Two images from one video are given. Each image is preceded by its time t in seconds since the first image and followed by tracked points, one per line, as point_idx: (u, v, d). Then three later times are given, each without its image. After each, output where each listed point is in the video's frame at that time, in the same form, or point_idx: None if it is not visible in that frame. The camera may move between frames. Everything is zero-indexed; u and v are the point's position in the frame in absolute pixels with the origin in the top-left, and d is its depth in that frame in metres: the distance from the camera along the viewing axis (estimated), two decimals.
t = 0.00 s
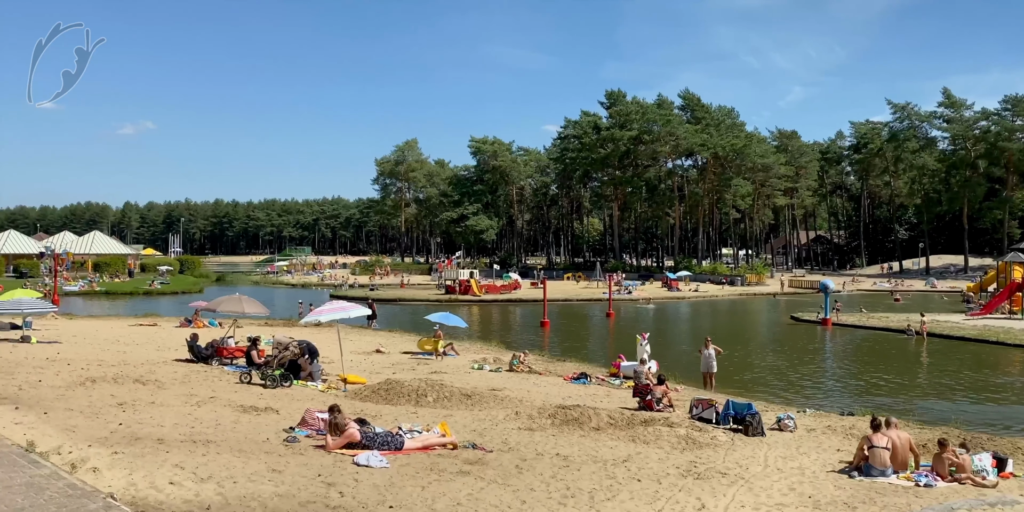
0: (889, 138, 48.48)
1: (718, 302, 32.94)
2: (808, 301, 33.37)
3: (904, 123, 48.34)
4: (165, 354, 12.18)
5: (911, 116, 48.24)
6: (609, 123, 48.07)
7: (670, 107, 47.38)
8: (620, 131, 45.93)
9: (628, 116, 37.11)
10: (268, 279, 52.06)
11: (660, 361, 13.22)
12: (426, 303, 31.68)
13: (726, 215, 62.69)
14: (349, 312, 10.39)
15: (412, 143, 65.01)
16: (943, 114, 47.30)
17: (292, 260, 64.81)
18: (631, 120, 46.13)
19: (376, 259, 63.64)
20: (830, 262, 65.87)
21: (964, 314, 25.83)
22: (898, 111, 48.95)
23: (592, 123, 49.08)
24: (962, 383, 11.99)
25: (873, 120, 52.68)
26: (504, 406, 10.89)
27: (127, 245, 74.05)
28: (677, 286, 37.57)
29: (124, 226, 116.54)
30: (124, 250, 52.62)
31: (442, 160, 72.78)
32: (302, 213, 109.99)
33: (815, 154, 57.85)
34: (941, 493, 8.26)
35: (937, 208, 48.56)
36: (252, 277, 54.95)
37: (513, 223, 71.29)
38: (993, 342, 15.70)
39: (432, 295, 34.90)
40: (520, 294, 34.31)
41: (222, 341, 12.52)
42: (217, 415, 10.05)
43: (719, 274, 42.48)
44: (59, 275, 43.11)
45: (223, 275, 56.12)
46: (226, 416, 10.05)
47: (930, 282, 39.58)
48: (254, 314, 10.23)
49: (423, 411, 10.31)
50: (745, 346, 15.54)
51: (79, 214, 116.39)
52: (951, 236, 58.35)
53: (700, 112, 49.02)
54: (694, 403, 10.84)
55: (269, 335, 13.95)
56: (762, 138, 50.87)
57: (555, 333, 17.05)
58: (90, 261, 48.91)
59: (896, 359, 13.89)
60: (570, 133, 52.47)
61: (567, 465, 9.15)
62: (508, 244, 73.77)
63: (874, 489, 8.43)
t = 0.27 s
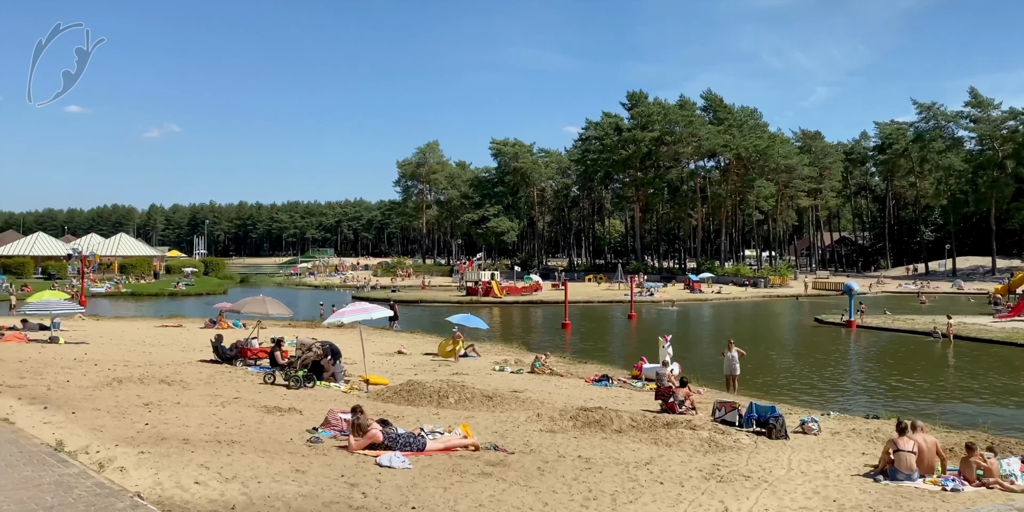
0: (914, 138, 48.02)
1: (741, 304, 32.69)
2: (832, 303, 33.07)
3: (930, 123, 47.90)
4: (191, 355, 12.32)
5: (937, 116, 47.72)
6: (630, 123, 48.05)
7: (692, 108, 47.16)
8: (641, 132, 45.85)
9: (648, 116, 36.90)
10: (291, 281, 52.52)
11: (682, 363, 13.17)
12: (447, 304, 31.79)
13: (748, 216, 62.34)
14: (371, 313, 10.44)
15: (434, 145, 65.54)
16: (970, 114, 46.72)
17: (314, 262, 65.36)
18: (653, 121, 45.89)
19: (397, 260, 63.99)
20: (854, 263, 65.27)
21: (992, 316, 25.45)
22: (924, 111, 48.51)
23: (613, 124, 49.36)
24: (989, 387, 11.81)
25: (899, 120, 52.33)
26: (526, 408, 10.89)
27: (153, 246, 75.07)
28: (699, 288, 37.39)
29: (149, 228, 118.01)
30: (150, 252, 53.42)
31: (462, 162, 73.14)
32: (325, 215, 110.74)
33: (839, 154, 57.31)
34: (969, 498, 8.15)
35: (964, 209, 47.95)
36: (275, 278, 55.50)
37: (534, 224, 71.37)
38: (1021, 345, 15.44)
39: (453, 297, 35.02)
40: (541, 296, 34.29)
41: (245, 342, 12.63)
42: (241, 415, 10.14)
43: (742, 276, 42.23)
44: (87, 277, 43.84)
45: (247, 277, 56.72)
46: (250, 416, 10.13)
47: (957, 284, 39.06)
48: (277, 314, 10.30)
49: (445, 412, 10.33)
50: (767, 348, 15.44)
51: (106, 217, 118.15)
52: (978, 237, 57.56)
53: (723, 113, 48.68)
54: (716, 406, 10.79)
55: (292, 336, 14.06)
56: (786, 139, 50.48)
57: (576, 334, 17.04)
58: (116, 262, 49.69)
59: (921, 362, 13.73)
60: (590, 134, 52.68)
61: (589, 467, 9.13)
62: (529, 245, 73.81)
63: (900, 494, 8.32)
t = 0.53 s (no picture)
0: (940, 139, 47.55)
1: (765, 306, 32.46)
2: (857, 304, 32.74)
3: (957, 123, 47.37)
4: (216, 356, 12.45)
5: (964, 115, 47.26)
6: (652, 124, 48.34)
7: (714, 109, 46.97)
8: (663, 133, 45.84)
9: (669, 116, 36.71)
10: (314, 282, 52.96)
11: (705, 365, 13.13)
12: (468, 306, 31.89)
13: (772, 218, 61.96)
14: (394, 314, 10.49)
15: (455, 147, 66.05)
16: (998, 113, 46.10)
17: (338, 264, 65.91)
18: (675, 122, 46.05)
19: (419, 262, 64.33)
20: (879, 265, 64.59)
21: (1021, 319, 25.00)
22: (951, 111, 48.05)
23: (634, 125, 50.18)
24: (1019, 390, 11.63)
25: (925, 120, 51.93)
26: (547, 410, 10.90)
27: (178, 249, 76.11)
28: (722, 290, 37.17)
29: (175, 230, 119.48)
30: (174, 254, 54.17)
31: (484, 164, 73.43)
32: (347, 217, 111.41)
33: (864, 154, 56.77)
34: (998, 502, 8.02)
35: (993, 209, 47.31)
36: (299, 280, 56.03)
37: (555, 226, 71.44)
38: None
39: (474, 298, 35.11)
40: (562, 297, 34.27)
41: (269, 343, 12.75)
42: (265, 416, 10.22)
43: (766, 278, 41.94)
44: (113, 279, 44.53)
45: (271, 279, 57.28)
46: (274, 417, 10.21)
47: (985, 286, 38.50)
48: (300, 316, 10.37)
49: (466, 414, 10.36)
50: (791, 351, 15.33)
51: (132, 220, 119.90)
52: (1006, 237, 56.69)
53: (746, 113, 48.34)
54: (740, 409, 10.74)
55: (315, 337, 14.18)
56: (810, 140, 50.12)
57: (598, 336, 17.04)
58: (141, 264, 50.43)
59: (948, 365, 13.56)
60: (611, 135, 53.36)
61: (611, 469, 9.10)
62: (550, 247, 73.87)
63: (926, 498, 8.22)
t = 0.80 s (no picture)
0: (967, 139, 47.15)
1: (788, 308, 32.22)
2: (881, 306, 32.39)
3: (984, 122, 47.04)
4: (240, 356, 12.58)
5: (991, 115, 46.90)
6: (674, 125, 48.33)
7: (737, 109, 46.78)
8: (685, 134, 45.88)
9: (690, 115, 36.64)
10: (336, 284, 53.36)
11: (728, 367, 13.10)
12: (488, 308, 31.99)
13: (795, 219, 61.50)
14: (416, 316, 10.53)
15: (477, 149, 66.42)
16: None
17: (360, 265, 66.37)
18: (697, 123, 45.98)
19: (440, 263, 64.62)
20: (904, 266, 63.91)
21: None
22: (978, 110, 47.71)
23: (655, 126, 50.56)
24: None
25: (951, 120, 51.52)
26: (569, 411, 10.91)
27: (204, 251, 77.10)
28: (745, 292, 36.95)
29: (199, 232, 120.88)
30: (199, 256, 54.87)
31: (505, 165, 73.66)
32: (369, 219, 112.01)
33: (889, 155, 56.22)
34: None
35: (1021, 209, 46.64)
36: (321, 282, 56.52)
37: (577, 228, 71.42)
38: None
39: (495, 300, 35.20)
40: (583, 299, 34.24)
41: (293, 344, 12.86)
42: (289, 416, 10.29)
43: (789, 280, 41.64)
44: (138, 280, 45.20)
45: (293, 280, 57.80)
46: (297, 417, 10.27)
47: (1013, 288, 37.91)
48: (323, 317, 10.46)
49: (488, 415, 10.38)
50: (814, 353, 15.24)
51: (157, 222, 121.57)
52: None
53: (768, 113, 48.11)
54: (763, 411, 10.69)
55: (337, 338, 14.29)
56: (833, 140, 49.76)
57: (619, 338, 17.04)
58: (166, 266, 51.14)
59: (975, 368, 13.39)
60: (633, 136, 53.79)
61: (634, 472, 9.06)
62: (571, 249, 73.90)
63: (953, 502, 8.11)
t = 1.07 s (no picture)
0: (995, 138, 46.81)
1: (812, 310, 31.97)
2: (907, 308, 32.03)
3: (1012, 121, 46.72)
4: (263, 357, 12.68)
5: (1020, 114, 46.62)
6: (697, 126, 48.34)
7: (760, 109, 46.50)
8: (708, 135, 45.90)
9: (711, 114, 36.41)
10: (358, 285, 53.75)
11: (751, 370, 13.04)
12: (511, 310, 32.05)
13: (818, 221, 61.03)
14: (437, 317, 10.56)
15: (498, 151, 66.59)
16: None
17: (382, 267, 66.83)
18: (720, 123, 45.78)
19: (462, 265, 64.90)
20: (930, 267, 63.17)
21: None
22: (1007, 109, 47.49)
23: (678, 127, 50.71)
24: None
25: (978, 119, 51.06)
26: (591, 413, 10.90)
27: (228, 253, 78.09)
28: (769, 293, 36.72)
29: (224, 234, 122.25)
30: (224, 258, 55.53)
31: (526, 167, 73.86)
32: (390, 220, 112.55)
33: (915, 155, 55.62)
34: None
35: None
36: (344, 283, 56.95)
37: (598, 230, 71.37)
38: None
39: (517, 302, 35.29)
40: (605, 300, 34.18)
41: (315, 345, 12.95)
42: (312, 417, 10.35)
43: (813, 281, 41.32)
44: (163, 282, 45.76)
45: (316, 282, 58.29)
46: (320, 418, 10.34)
47: None
48: (345, 318, 10.52)
49: (509, 417, 10.39)
50: (838, 355, 15.12)
51: (182, 223, 123.06)
52: None
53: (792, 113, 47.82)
54: (787, 414, 10.62)
55: (360, 339, 14.38)
56: (858, 140, 49.35)
57: (641, 340, 17.01)
58: (191, 267, 51.76)
59: (1003, 371, 13.20)
60: (655, 137, 53.90)
61: (656, 474, 9.02)
62: (593, 250, 73.88)
63: (981, 507, 7.99)
